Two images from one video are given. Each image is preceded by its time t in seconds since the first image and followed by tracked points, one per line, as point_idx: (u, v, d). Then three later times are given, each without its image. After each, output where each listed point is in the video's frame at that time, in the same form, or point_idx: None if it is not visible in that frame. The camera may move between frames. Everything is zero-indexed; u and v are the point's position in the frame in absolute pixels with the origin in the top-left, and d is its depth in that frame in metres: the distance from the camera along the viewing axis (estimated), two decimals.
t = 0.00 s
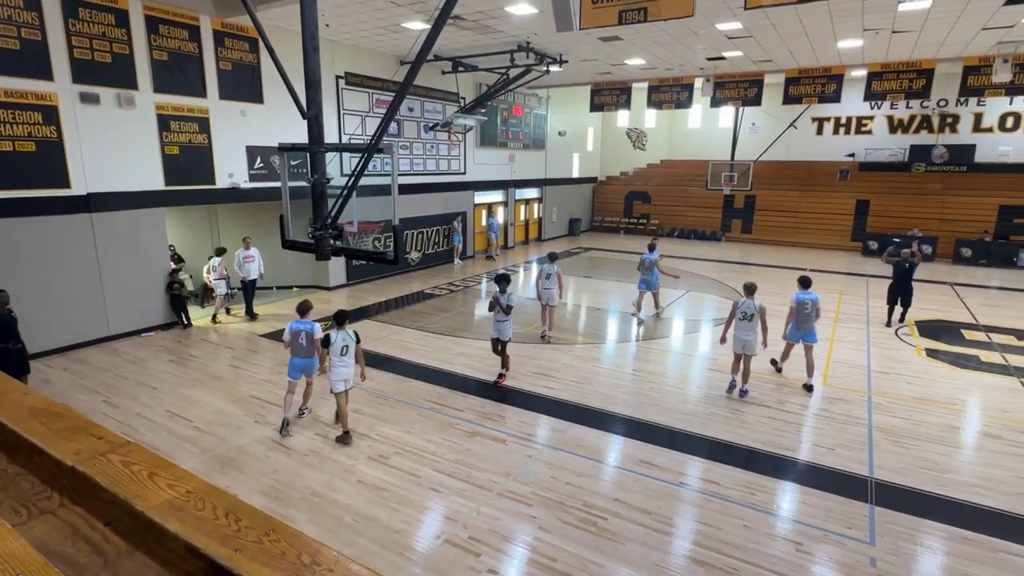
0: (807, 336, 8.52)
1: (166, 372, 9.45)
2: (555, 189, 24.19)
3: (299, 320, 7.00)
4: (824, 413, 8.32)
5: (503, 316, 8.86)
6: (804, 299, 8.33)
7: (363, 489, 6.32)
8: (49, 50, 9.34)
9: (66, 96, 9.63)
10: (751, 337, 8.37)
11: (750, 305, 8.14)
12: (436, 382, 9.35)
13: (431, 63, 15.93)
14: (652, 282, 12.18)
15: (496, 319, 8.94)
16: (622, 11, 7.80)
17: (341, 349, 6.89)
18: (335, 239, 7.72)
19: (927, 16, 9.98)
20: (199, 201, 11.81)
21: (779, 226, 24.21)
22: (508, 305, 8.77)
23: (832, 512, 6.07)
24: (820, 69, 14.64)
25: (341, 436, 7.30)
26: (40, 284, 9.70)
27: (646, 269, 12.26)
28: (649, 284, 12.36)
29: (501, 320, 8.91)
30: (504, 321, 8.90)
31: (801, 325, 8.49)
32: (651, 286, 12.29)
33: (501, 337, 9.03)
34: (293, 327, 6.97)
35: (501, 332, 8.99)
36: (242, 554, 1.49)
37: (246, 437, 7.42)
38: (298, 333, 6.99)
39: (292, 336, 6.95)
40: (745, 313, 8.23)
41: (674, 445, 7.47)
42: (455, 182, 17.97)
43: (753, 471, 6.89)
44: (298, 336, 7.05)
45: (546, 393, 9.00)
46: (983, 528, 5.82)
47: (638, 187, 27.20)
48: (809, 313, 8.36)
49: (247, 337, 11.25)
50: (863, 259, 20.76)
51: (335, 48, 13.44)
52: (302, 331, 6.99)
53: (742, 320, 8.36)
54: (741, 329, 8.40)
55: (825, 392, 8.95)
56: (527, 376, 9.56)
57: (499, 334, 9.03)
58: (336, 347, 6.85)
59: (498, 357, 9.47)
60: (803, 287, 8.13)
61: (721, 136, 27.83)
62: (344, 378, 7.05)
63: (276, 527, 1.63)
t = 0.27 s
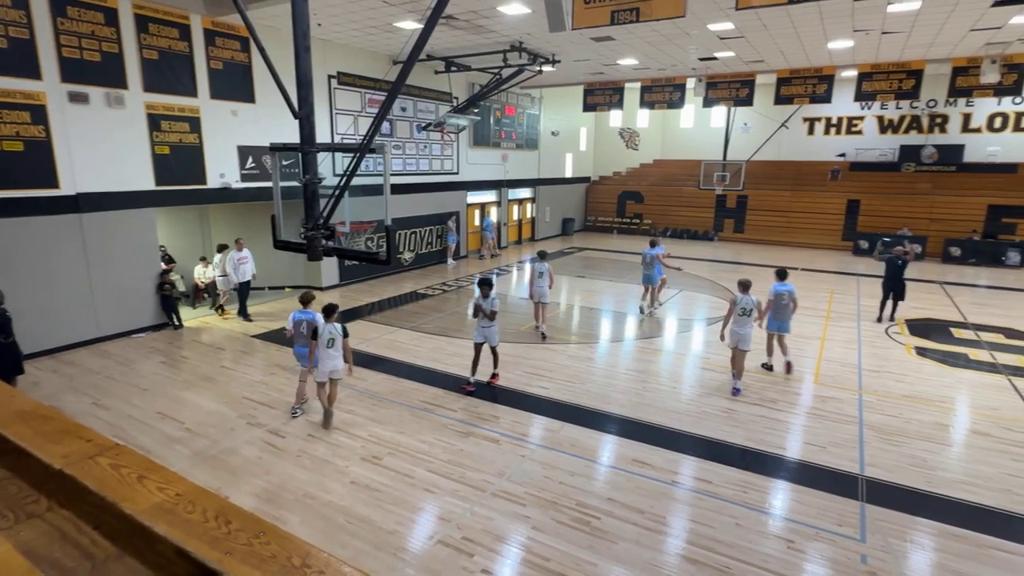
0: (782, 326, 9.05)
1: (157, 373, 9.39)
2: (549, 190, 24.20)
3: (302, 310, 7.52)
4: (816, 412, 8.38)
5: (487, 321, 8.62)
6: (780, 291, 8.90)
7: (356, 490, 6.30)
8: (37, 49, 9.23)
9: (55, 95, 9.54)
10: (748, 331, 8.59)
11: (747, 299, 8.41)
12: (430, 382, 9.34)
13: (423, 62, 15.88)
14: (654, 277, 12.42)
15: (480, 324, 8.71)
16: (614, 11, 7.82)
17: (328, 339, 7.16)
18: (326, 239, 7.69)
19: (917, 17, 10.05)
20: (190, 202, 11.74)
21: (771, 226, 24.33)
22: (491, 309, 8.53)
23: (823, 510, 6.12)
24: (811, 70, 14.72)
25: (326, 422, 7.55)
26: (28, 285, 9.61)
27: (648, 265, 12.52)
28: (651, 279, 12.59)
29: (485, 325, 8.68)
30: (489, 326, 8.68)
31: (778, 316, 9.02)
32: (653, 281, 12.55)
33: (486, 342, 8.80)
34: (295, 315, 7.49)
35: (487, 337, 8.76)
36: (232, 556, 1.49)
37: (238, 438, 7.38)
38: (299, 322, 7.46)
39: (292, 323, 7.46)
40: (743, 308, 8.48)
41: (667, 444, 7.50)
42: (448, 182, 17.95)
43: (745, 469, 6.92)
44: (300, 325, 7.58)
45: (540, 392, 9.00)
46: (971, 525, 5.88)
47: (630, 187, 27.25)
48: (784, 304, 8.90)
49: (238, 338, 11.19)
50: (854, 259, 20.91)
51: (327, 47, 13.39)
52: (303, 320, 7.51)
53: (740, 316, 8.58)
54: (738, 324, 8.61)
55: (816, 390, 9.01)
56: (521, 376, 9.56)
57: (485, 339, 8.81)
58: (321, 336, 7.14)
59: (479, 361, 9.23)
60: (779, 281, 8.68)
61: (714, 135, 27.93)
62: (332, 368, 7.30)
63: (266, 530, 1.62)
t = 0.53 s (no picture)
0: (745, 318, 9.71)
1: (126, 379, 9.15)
2: (525, 190, 24.23)
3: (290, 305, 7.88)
4: (788, 407, 8.55)
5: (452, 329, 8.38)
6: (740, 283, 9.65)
7: (334, 494, 6.23)
8: None
9: (16, 93, 9.23)
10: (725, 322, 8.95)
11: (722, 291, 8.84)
12: (408, 384, 9.28)
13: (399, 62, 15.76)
14: (637, 275, 12.71)
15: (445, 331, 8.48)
16: (588, 14, 7.87)
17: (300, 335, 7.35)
18: (301, 241, 7.58)
19: (882, 22, 10.32)
20: (160, 203, 11.47)
21: (744, 225, 24.75)
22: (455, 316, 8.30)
23: (797, 503, 6.25)
24: (782, 73, 15.00)
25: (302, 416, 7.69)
26: None
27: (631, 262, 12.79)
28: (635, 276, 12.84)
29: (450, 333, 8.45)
30: (454, 333, 8.43)
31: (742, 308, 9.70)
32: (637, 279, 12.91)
33: (451, 350, 8.58)
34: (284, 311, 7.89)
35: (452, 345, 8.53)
36: (207, 566, 1.47)
37: (211, 444, 7.24)
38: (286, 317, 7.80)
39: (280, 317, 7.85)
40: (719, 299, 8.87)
41: (645, 442, 7.59)
42: (425, 182, 17.86)
43: (720, 465, 7.04)
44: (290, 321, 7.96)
45: (518, 392, 9.02)
46: (937, 514, 6.07)
47: (606, 188, 27.44)
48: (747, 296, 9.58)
49: (211, 342, 10.97)
50: (824, 257, 21.39)
51: (300, 47, 13.21)
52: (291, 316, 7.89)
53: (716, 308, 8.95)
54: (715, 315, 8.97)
55: (789, 386, 9.20)
56: (499, 377, 9.57)
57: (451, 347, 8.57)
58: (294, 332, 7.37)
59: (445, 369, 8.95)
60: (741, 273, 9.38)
61: (688, 136, 28.27)
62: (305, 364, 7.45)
63: (241, 537, 1.60)
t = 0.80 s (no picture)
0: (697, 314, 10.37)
1: (74, 394, 8.74)
2: (490, 196, 24.25)
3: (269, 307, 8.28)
4: (750, 406, 8.76)
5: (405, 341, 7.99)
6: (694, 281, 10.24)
7: (299, 507, 6.08)
8: None
9: None
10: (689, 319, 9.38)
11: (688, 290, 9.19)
12: (374, 392, 9.14)
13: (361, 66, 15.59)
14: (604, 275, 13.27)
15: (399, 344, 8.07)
16: (551, 21, 7.97)
17: (262, 336, 7.68)
18: (262, 248, 7.41)
19: (831, 34, 10.75)
20: (111, 210, 11.02)
21: (704, 228, 25.36)
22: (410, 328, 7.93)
23: (759, 500, 6.42)
24: (738, 81, 15.45)
25: (266, 414, 7.94)
26: None
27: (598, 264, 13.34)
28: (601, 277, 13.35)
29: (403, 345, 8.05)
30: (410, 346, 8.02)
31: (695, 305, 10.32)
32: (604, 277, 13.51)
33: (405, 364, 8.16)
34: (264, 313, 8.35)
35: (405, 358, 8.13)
36: None
37: (168, 460, 6.98)
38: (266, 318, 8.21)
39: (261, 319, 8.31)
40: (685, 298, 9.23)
41: (613, 444, 7.67)
42: (389, 188, 17.70)
43: (686, 465, 7.17)
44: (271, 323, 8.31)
45: (486, 398, 9.00)
46: (890, 505, 6.32)
47: (571, 193, 27.70)
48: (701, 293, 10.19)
49: (166, 354, 10.58)
50: (781, 259, 22.10)
51: (258, 50, 12.93)
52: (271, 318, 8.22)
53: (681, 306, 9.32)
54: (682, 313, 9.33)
55: (750, 385, 9.44)
56: (467, 383, 9.51)
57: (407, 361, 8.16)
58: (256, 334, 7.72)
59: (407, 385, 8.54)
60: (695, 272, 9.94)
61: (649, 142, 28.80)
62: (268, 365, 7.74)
63: (201, 555, 1.54)
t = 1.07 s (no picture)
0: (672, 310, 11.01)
1: (53, 404, 8.55)
2: (477, 202, 24.24)
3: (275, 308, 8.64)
4: (737, 410, 8.82)
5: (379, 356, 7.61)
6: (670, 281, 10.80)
7: (284, 516, 6.00)
8: None
9: None
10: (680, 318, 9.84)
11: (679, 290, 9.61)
12: (360, 399, 9.06)
13: (347, 72, 15.54)
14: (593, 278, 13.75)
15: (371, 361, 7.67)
16: (537, 27, 8.00)
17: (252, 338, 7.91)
18: (246, 254, 7.32)
19: (812, 42, 10.93)
20: (91, 215, 10.85)
21: (689, 233, 25.59)
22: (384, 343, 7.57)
23: (746, 502, 6.45)
24: (721, 88, 15.63)
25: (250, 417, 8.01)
26: None
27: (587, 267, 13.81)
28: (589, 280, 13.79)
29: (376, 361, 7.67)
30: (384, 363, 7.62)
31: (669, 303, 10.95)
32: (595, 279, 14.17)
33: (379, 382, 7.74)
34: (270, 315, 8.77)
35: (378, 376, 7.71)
36: None
37: (150, 470, 6.85)
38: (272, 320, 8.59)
39: (269, 318, 8.75)
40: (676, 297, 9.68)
41: (601, 449, 7.69)
42: (376, 193, 17.62)
43: (673, 469, 7.19)
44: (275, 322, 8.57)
45: (474, 404, 8.97)
46: (874, 507, 6.39)
47: (557, 198, 27.79)
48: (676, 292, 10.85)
49: (147, 362, 10.40)
50: (765, 264, 22.34)
51: (243, 54, 12.83)
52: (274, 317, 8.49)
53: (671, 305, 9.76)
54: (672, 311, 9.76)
55: (736, 389, 9.51)
56: (455, 388, 9.48)
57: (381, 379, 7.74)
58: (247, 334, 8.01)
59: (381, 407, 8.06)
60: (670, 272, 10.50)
61: (635, 148, 29.00)
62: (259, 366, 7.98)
63: (184, 567, 1.51)
